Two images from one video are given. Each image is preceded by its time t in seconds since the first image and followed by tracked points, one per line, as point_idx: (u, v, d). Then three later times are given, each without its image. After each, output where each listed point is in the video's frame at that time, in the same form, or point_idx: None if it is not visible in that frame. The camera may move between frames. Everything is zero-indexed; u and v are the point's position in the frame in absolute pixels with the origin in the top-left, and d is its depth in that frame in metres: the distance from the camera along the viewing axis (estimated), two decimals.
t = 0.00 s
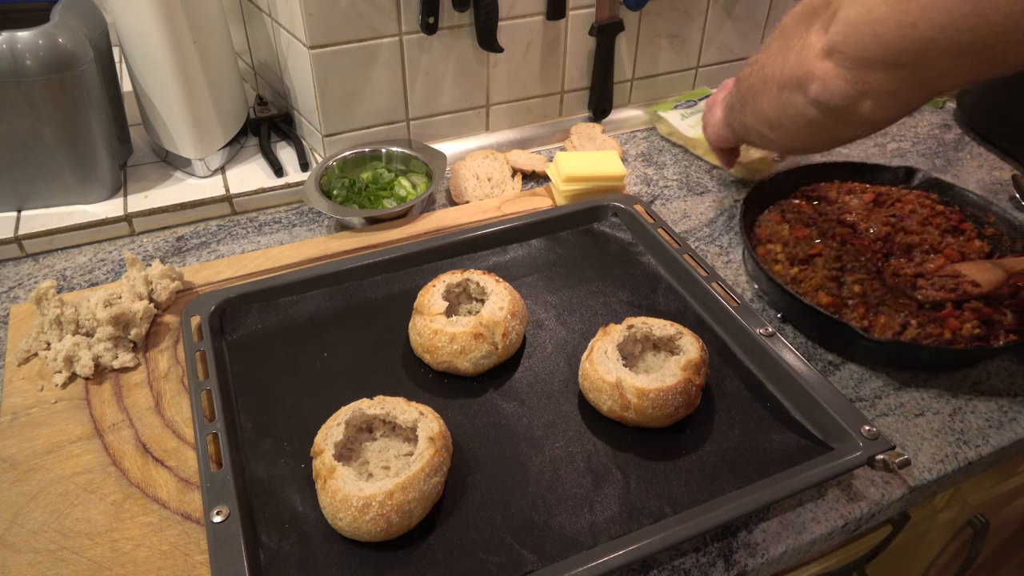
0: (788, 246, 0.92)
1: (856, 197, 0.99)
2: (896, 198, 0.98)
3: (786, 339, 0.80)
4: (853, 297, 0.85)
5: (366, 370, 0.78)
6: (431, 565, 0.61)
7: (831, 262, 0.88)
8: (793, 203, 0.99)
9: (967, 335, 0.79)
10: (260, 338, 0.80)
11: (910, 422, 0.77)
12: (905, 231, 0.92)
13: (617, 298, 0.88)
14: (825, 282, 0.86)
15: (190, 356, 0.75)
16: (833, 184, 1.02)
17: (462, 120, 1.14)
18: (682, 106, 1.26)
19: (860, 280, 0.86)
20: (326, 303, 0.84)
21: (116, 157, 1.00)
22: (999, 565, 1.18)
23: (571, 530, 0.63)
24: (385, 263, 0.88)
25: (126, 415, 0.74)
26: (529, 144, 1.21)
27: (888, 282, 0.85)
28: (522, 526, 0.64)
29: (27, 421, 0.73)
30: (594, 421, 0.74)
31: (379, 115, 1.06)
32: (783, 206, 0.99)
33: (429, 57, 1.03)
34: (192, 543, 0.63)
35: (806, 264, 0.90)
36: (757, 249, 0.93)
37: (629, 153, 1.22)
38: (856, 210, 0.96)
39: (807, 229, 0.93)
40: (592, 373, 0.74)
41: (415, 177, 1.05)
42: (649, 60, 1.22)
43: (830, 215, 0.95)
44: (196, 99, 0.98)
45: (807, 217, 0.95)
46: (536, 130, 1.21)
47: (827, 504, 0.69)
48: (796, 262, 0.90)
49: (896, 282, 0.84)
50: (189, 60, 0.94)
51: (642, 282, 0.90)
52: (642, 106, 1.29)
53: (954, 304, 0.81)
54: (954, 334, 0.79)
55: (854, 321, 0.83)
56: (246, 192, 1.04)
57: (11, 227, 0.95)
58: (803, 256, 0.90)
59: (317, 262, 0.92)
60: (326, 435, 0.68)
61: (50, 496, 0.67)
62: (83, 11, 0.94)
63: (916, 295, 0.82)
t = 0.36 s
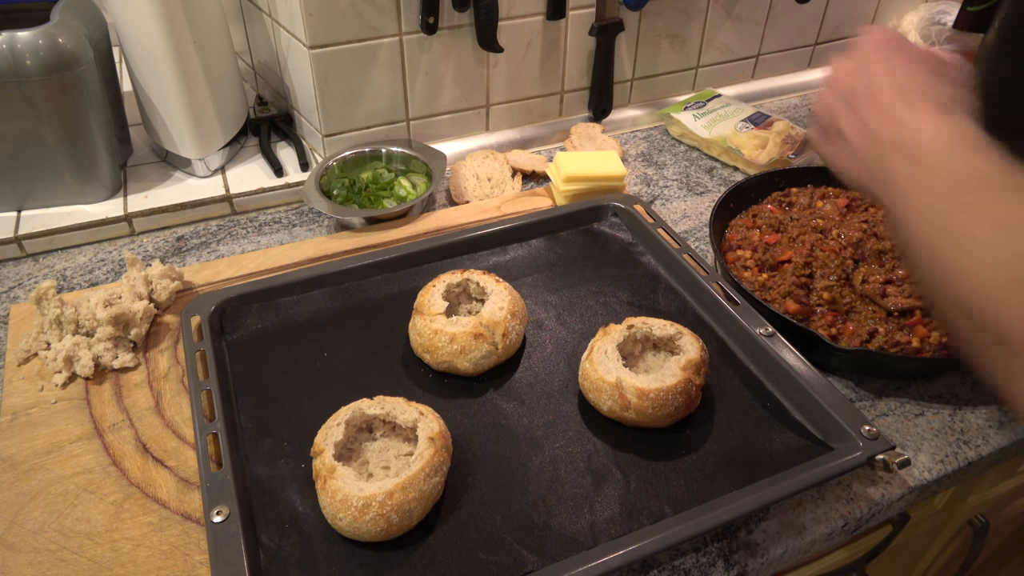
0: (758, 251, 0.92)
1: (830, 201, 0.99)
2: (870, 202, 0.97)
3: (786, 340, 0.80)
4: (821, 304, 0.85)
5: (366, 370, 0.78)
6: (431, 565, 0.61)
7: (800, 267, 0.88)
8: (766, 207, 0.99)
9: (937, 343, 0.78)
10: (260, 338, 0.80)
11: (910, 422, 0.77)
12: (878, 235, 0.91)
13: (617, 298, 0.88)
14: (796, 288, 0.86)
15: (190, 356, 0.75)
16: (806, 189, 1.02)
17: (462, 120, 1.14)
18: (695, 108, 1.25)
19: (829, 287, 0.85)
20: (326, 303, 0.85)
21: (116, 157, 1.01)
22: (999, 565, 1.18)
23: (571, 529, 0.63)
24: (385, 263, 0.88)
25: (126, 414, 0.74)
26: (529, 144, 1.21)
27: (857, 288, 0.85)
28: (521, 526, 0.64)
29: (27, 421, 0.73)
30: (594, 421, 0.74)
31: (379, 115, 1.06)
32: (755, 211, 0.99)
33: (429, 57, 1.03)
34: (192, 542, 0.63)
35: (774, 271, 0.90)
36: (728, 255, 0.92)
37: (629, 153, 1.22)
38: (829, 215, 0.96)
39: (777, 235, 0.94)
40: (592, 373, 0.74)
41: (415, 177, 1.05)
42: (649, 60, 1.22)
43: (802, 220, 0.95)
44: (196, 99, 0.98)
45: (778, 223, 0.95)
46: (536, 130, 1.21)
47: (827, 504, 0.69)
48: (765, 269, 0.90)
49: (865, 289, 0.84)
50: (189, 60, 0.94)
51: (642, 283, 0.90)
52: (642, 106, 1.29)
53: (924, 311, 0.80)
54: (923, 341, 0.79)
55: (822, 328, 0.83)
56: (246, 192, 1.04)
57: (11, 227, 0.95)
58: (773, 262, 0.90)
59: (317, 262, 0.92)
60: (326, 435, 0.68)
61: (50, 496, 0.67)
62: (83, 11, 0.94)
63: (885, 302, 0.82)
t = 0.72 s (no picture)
0: (762, 244, 0.92)
1: (839, 201, 1.00)
2: (881, 203, 0.98)
3: (786, 340, 0.80)
4: (820, 299, 0.85)
5: (366, 370, 0.78)
6: (431, 565, 0.61)
7: (802, 261, 0.88)
8: (774, 203, 0.99)
9: (931, 341, 0.79)
10: (260, 338, 0.80)
11: (910, 422, 0.77)
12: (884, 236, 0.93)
13: (616, 298, 0.88)
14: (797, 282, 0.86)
15: (191, 356, 0.75)
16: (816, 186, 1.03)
17: (462, 121, 1.14)
18: (694, 108, 1.25)
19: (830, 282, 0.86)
20: (326, 303, 0.84)
21: (116, 157, 1.01)
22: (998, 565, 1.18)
23: (571, 529, 0.63)
24: (384, 263, 0.88)
25: (126, 414, 0.74)
26: (528, 144, 1.21)
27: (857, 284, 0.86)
28: (522, 526, 0.64)
29: (27, 421, 0.73)
30: (594, 421, 0.74)
31: (379, 115, 1.06)
32: (761, 206, 0.99)
33: (429, 57, 1.03)
34: (192, 542, 0.63)
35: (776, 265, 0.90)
36: (731, 247, 0.92)
37: (629, 153, 1.22)
38: (838, 213, 0.96)
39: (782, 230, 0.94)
40: (591, 373, 0.74)
41: (415, 177, 1.05)
42: (649, 60, 1.22)
43: (809, 217, 0.96)
44: (196, 99, 0.98)
45: (786, 218, 0.95)
46: (536, 130, 1.21)
47: (827, 504, 0.69)
48: (767, 262, 0.90)
49: (865, 285, 0.85)
50: (189, 60, 0.94)
51: (642, 283, 0.90)
52: (642, 106, 1.29)
53: (920, 310, 0.82)
54: (917, 339, 0.80)
55: (818, 322, 0.83)
56: (245, 192, 1.04)
57: (11, 227, 0.95)
58: (775, 255, 0.90)
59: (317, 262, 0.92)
60: (326, 435, 0.68)
61: (50, 496, 0.67)
62: (83, 11, 0.94)
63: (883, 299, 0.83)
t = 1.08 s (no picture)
0: (752, 226, 0.95)
1: (847, 194, 1.00)
2: (890, 202, 0.98)
3: (786, 340, 0.80)
4: (797, 281, 0.88)
5: (366, 370, 0.78)
6: (431, 566, 0.61)
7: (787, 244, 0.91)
8: (780, 191, 1.01)
9: (892, 328, 0.81)
10: (260, 338, 0.80)
11: (910, 423, 0.77)
12: (880, 232, 0.93)
13: (615, 298, 0.88)
14: (774, 261, 0.89)
15: (191, 356, 0.75)
16: (827, 181, 1.04)
17: (462, 121, 1.14)
18: (694, 108, 1.25)
19: (810, 266, 0.88)
20: (325, 303, 0.84)
21: (116, 157, 1.01)
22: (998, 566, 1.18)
23: (571, 529, 0.63)
24: (384, 264, 0.88)
25: (126, 414, 0.74)
26: (528, 144, 1.21)
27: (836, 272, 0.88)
28: (522, 526, 0.64)
29: (27, 421, 0.73)
30: (594, 421, 0.74)
31: (379, 115, 1.06)
32: (764, 193, 1.02)
33: (429, 57, 1.03)
34: (192, 543, 0.63)
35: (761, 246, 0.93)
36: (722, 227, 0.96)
37: (629, 153, 1.22)
38: (840, 205, 0.98)
39: (778, 215, 0.97)
40: (592, 373, 0.74)
41: (415, 178, 1.05)
42: (649, 60, 1.22)
43: (810, 206, 0.98)
44: (196, 99, 0.98)
45: (784, 205, 0.98)
46: (536, 130, 1.21)
47: (827, 505, 0.69)
48: (752, 242, 0.94)
49: (842, 273, 0.87)
50: (189, 60, 0.94)
51: (642, 283, 0.90)
52: (642, 106, 1.29)
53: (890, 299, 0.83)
54: (879, 325, 0.81)
55: (785, 299, 0.86)
56: (246, 192, 1.04)
57: (11, 227, 0.95)
58: (761, 237, 0.93)
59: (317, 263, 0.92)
60: (326, 435, 0.68)
61: (50, 496, 0.67)
62: (83, 11, 0.94)
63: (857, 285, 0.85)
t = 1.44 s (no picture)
0: (741, 214, 0.96)
1: (845, 193, 1.01)
2: (887, 202, 0.98)
3: (779, 334, 0.80)
4: (774, 270, 0.90)
5: (365, 369, 0.78)
6: (433, 564, 0.61)
7: (770, 234, 0.92)
8: (778, 185, 1.02)
9: (857, 319, 0.81)
10: (259, 338, 0.80)
11: (910, 423, 0.77)
12: (870, 231, 0.94)
13: (613, 295, 0.88)
14: (753, 248, 0.90)
15: (188, 359, 0.75)
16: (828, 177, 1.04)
17: (461, 120, 1.14)
18: (694, 108, 1.25)
19: (788, 257, 0.90)
20: (323, 303, 0.84)
21: (116, 157, 1.01)
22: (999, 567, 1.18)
23: (572, 525, 0.63)
24: (383, 263, 0.88)
25: (126, 414, 0.74)
26: (528, 144, 1.21)
27: (814, 266, 0.89)
28: (522, 523, 0.64)
29: (27, 421, 0.73)
30: (593, 418, 0.74)
31: (379, 115, 1.06)
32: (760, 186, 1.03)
33: (429, 57, 1.03)
34: (193, 543, 0.63)
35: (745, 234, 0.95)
36: (712, 215, 0.97)
37: (629, 153, 1.22)
38: (834, 202, 0.98)
39: (768, 206, 0.98)
40: (590, 369, 0.74)
41: (415, 177, 1.05)
42: (649, 60, 1.22)
43: (803, 201, 0.99)
44: (196, 99, 0.98)
45: (776, 197, 0.99)
46: (536, 130, 1.21)
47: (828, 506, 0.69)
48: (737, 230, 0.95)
49: (819, 265, 0.89)
50: (189, 60, 0.94)
51: (637, 279, 0.90)
52: (642, 106, 1.29)
53: (862, 292, 0.84)
54: (846, 316, 0.83)
55: (757, 284, 0.87)
56: (245, 192, 1.04)
57: (11, 227, 0.96)
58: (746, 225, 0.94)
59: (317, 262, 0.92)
60: (326, 435, 0.68)
61: (50, 496, 0.67)
62: (83, 11, 0.94)
63: (832, 276, 0.86)
